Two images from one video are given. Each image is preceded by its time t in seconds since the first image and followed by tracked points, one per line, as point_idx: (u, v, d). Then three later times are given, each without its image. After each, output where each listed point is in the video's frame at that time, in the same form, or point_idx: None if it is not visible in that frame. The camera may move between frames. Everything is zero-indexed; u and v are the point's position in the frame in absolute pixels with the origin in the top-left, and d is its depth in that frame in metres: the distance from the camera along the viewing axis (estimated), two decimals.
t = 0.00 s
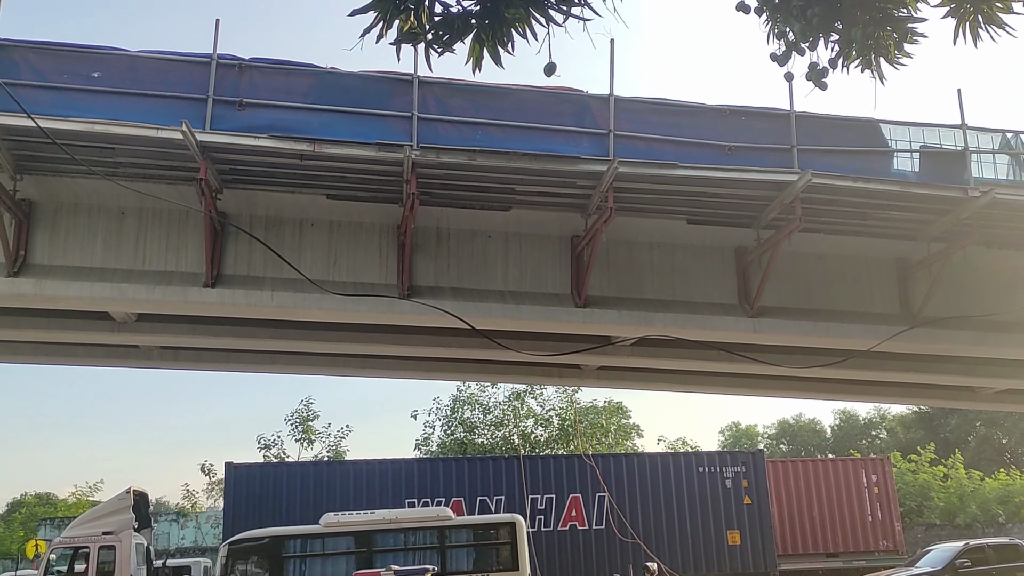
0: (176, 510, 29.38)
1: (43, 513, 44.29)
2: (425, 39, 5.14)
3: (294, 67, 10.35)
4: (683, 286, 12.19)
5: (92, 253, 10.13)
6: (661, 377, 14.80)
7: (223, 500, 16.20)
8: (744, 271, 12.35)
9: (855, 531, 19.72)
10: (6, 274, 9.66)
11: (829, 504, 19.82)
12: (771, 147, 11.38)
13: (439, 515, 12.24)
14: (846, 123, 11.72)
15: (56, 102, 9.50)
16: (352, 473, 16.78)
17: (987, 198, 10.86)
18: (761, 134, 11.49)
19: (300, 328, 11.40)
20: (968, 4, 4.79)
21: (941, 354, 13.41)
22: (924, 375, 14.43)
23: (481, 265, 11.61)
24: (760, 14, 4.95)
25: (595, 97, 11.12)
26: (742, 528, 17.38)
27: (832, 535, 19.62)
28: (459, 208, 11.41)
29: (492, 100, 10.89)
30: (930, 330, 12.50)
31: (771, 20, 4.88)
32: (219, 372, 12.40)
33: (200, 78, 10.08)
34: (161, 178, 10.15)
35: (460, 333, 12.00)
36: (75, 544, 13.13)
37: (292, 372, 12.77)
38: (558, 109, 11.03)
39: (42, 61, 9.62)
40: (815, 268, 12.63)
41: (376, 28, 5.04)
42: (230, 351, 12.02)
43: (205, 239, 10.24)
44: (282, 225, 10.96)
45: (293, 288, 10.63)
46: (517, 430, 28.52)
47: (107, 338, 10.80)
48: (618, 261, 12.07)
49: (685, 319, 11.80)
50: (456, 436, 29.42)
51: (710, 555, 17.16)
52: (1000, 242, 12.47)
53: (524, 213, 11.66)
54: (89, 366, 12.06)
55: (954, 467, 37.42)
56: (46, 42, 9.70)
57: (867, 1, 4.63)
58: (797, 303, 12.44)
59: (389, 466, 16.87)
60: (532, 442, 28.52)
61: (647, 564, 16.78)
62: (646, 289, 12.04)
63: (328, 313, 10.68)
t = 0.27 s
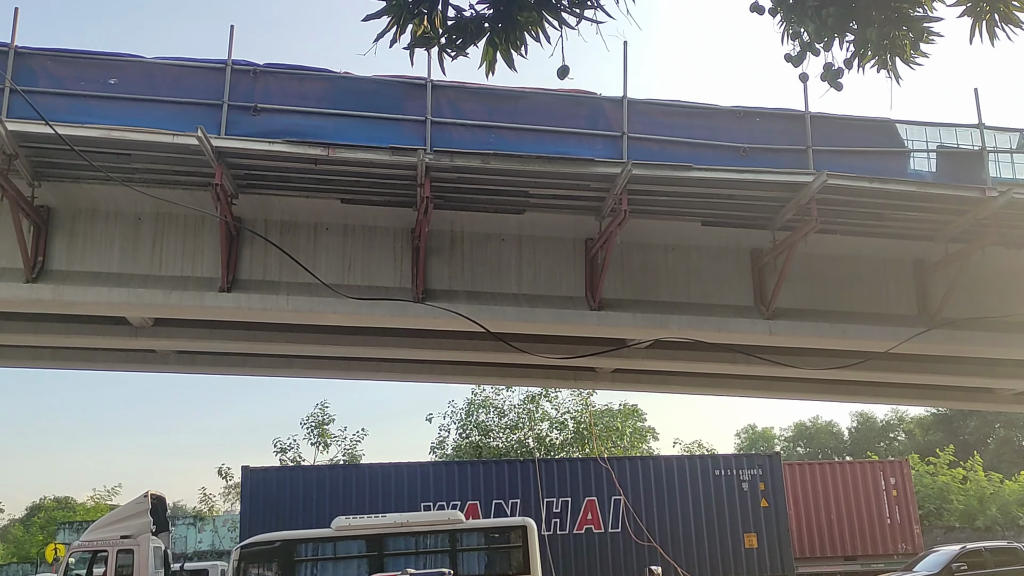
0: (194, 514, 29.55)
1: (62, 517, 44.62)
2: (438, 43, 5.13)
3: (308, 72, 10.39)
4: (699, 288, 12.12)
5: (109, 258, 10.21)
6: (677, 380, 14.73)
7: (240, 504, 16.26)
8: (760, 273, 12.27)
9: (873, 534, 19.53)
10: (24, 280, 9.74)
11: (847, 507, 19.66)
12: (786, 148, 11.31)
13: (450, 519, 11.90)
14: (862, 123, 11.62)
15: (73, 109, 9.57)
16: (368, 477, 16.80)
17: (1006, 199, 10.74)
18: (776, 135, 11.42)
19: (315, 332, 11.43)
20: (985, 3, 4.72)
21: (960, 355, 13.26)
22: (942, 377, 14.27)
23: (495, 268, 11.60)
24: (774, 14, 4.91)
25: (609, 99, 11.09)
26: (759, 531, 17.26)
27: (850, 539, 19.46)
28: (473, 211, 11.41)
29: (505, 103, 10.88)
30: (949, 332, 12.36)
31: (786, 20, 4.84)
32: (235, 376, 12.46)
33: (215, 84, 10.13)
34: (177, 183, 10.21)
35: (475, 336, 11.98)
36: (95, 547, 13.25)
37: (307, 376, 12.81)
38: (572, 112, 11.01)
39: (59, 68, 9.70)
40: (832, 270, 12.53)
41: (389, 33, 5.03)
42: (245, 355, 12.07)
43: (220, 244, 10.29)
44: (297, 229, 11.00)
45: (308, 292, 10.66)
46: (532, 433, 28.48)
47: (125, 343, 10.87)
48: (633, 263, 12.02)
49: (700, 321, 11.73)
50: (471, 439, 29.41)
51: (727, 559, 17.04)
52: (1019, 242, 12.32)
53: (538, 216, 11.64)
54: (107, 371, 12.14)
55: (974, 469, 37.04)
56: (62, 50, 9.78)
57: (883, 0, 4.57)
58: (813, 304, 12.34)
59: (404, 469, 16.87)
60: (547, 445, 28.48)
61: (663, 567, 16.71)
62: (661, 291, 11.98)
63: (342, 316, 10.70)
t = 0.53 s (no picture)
0: (215, 517, 29.72)
1: (85, 520, 45.02)
2: (455, 48, 5.12)
3: (325, 77, 10.43)
4: (717, 290, 12.04)
5: (129, 264, 10.28)
6: (696, 382, 14.63)
7: (260, 507, 16.32)
8: (779, 275, 12.18)
9: (895, 537, 19.30)
10: (47, 286, 9.77)
11: (869, 510, 19.44)
12: (804, 149, 11.21)
13: (467, 522, 11.90)
14: (881, 123, 11.50)
15: (94, 116, 9.65)
16: (386, 480, 16.81)
17: None
18: (793, 136, 11.32)
19: (333, 336, 11.46)
20: (1006, 1, 4.65)
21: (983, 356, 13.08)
22: (965, 378, 14.08)
23: (512, 271, 11.58)
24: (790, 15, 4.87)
25: (625, 101, 11.05)
26: (780, 534, 17.11)
27: (872, 542, 19.24)
28: (490, 214, 11.40)
29: (521, 106, 10.86)
30: (971, 333, 12.20)
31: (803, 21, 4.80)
32: (255, 380, 12.51)
33: (234, 89, 10.19)
34: (197, 189, 10.29)
35: (492, 340, 11.97)
36: (117, 551, 13.33)
37: (325, 380, 12.84)
38: (588, 114, 10.98)
39: (79, 75, 9.78)
40: (852, 271, 12.40)
41: (406, 38, 5.02)
42: (264, 359, 12.12)
43: (239, 248, 10.33)
44: (315, 234, 11.04)
45: (326, 296, 10.69)
46: (550, 436, 28.43)
47: (145, 348, 10.95)
48: (650, 265, 11.96)
49: (718, 323, 11.64)
50: (490, 442, 29.38)
51: (748, 562, 16.89)
52: None
53: (555, 219, 11.61)
54: (128, 375, 12.22)
55: (998, 471, 36.56)
56: (83, 58, 9.86)
57: None
58: (834, 306, 12.21)
59: (422, 473, 16.86)
60: (566, 448, 28.41)
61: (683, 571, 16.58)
62: (679, 293, 11.91)
63: (360, 320, 10.72)
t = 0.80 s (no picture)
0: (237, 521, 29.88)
1: (110, 524, 45.47)
2: (473, 51, 5.10)
3: (344, 82, 10.45)
4: (739, 292, 11.91)
5: (152, 269, 10.35)
6: (718, 385, 14.49)
7: (282, 511, 16.39)
8: (801, 276, 12.05)
9: (922, 541, 19.01)
10: (71, 291, 9.79)
11: (894, 513, 19.16)
12: (826, 149, 11.07)
13: (489, 525, 11.87)
14: (903, 122, 11.34)
15: (117, 123, 9.72)
16: (407, 484, 16.81)
17: None
18: (814, 136, 11.18)
19: (353, 340, 11.47)
20: None
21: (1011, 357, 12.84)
22: (993, 380, 13.83)
23: (532, 274, 11.53)
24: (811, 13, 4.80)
25: (644, 103, 10.97)
26: (804, 537, 16.91)
27: (897, 546, 18.96)
28: (509, 217, 11.36)
29: (540, 109, 10.83)
30: (998, 334, 11.98)
31: (823, 20, 4.72)
32: (276, 384, 12.55)
33: (254, 95, 10.24)
34: (218, 194, 10.34)
35: (512, 343, 11.92)
36: (141, 554, 13.40)
37: (346, 384, 12.86)
38: (607, 117, 10.91)
39: (102, 82, 9.85)
40: (876, 272, 12.22)
41: (425, 42, 4.99)
42: (285, 363, 12.16)
43: (260, 253, 10.37)
44: (335, 238, 11.06)
45: (346, 300, 10.71)
46: (571, 439, 28.32)
47: (168, 352, 11.01)
48: (671, 267, 11.86)
49: (740, 325, 11.52)
50: (510, 446, 29.31)
51: (773, 567, 16.68)
52: None
53: (575, 221, 11.55)
54: (151, 380, 12.30)
55: None
56: (105, 65, 9.94)
57: None
58: (858, 307, 12.04)
59: (443, 476, 16.85)
60: (587, 451, 28.29)
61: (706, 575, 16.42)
62: (701, 295, 11.80)
63: (380, 324, 10.72)
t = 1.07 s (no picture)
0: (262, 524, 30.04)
1: (137, 527, 45.96)
2: (494, 54, 5.07)
3: (365, 87, 10.47)
4: (762, 293, 11.77)
5: (176, 274, 10.41)
6: (742, 388, 14.33)
7: (306, 515, 16.43)
8: (824, 277, 11.85)
9: (950, 544, 18.69)
10: (97, 296, 9.85)
11: (922, 517, 18.83)
12: (851, 149, 10.91)
13: (512, 529, 11.81)
14: (927, 121, 11.15)
15: (141, 129, 9.79)
16: (430, 487, 16.79)
17: None
18: (837, 136, 11.02)
19: (375, 344, 11.48)
20: None
21: None
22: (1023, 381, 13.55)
23: (553, 277, 11.47)
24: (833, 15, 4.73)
25: (665, 104, 10.87)
26: (829, 540, 16.68)
27: (925, 550, 18.64)
28: (531, 220, 11.32)
29: (561, 111, 10.77)
30: None
31: (845, 20, 4.63)
32: (299, 388, 12.58)
33: (276, 101, 10.28)
34: (241, 199, 10.38)
35: (534, 346, 11.86)
36: (166, 557, 13.49)
37: (368, 387, 12.87)
38: (628, 118, 10.83)
39: (126, 90, 9.93)
40: (902, 272, 12.02)
41: (445, 47, 4.96)
42: (308, 367, 12.19)
43: (283, 257, 10.40)
44: (357, 242, 11.06)
45: (368, 303, 10.71)
46: (594, 442, 28.18)
47: (192, 357, 11.08)
48: (694, 269, 11.74)
49: (764, 327, 11.37)
50: (533, 449, 29.24)
51: (799, 571, 16.45)
52: None
53: (597, 223, 11.47)
54: (176, 384, 12.39)
55: None
56: (130, 73, 10.02)
57: None
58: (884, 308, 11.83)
59: (466, 479, 16.81)
60: (610, 454, 28.13)
61: None
62: (724, 297, 11.67)
63: (402, 327, 10.72)
